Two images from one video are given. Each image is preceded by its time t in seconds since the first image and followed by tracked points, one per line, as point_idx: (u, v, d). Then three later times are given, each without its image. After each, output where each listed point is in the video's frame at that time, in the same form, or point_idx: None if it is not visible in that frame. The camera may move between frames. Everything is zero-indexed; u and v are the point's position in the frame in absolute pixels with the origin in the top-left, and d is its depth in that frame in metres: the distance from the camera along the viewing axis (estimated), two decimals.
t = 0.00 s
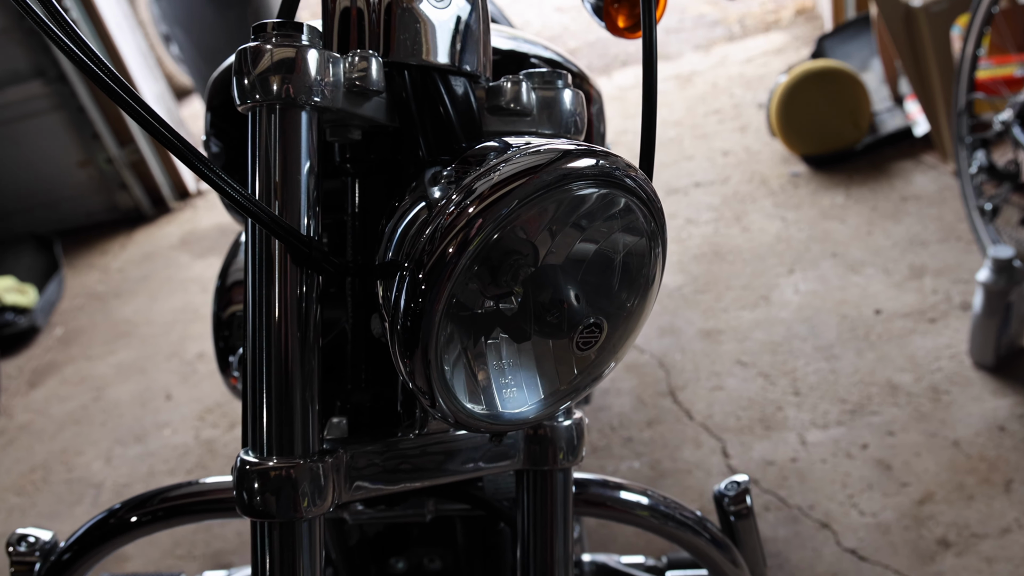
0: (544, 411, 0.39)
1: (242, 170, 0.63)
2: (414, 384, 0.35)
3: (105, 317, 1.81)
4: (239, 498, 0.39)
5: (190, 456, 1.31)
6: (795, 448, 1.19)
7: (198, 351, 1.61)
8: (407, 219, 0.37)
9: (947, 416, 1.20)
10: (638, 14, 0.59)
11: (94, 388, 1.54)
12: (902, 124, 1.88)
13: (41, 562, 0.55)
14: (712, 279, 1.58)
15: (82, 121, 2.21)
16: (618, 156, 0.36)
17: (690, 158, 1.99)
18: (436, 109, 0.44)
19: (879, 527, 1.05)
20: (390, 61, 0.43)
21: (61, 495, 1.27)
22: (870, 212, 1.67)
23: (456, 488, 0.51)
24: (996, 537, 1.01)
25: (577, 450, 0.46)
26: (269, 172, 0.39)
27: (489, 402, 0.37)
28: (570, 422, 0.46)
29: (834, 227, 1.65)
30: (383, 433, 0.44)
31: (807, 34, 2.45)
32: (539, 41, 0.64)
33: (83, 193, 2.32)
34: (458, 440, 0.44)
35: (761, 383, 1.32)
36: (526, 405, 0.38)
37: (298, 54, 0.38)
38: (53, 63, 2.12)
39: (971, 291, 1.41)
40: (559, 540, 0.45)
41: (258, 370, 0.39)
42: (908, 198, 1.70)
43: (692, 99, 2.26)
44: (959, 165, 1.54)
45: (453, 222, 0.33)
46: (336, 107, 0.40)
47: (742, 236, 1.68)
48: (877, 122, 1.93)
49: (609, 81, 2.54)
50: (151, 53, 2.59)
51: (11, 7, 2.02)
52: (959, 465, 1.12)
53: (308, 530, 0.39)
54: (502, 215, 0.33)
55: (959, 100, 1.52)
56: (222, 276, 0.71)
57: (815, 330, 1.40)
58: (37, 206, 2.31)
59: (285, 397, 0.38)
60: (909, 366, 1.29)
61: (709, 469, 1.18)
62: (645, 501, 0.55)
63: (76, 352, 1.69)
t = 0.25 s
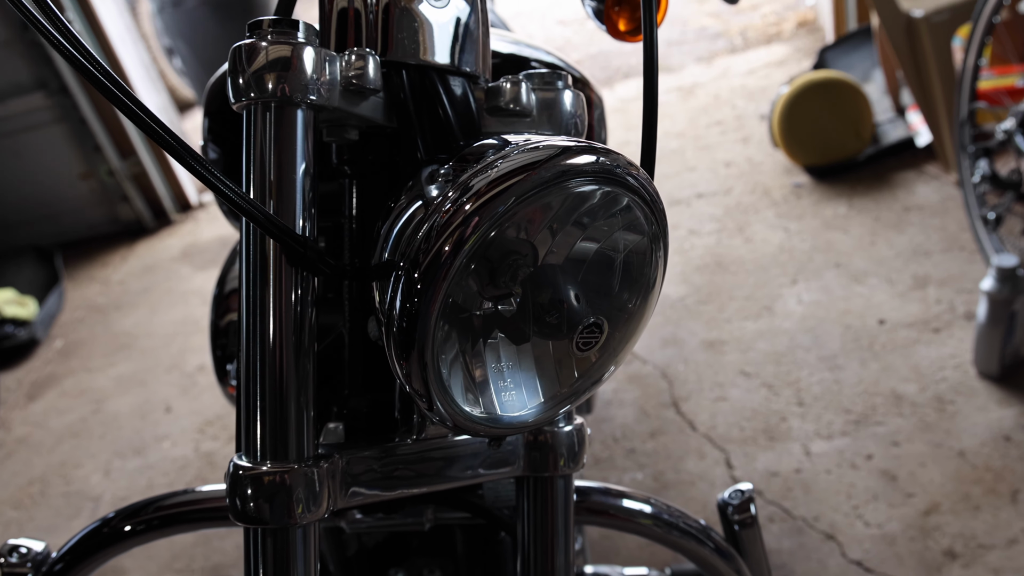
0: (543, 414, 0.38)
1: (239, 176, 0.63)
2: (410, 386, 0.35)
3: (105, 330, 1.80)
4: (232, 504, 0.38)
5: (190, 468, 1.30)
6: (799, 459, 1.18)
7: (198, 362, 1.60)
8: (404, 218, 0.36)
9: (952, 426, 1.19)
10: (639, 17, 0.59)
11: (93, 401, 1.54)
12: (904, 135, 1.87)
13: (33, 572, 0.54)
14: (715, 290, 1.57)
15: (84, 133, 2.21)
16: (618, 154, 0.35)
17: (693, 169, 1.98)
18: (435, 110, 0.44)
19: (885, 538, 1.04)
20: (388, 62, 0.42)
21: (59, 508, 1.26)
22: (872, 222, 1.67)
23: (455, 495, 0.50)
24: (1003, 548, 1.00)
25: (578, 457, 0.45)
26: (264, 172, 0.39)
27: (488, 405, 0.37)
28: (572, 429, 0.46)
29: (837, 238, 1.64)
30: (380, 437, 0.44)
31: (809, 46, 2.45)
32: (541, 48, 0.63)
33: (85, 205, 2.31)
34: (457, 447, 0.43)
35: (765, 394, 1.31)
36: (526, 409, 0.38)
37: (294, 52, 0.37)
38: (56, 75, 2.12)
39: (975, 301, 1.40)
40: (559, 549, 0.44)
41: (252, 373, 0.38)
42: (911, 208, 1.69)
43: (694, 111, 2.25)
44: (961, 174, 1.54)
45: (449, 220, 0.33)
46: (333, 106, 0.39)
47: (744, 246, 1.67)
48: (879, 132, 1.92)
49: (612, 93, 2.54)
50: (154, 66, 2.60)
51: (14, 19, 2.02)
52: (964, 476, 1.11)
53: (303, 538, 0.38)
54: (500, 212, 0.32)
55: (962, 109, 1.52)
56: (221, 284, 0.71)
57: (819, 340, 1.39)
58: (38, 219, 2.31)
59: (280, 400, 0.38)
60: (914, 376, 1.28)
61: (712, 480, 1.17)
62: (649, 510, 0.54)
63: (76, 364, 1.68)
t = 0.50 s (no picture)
0: (542, 417, 0.38)
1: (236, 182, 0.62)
2: (406, 388, 0.34)
3: (105, 344, 1.80)
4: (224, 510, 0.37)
5: (188, 483, 1.29)
6: (803, 471, 1.17)
7: (198, 376, 1.59)
8: (400, 216, 0.36)
9: (958, 438, 1.18)
10: (640, 21, 0.58)
11: (92, 415, 1.53)
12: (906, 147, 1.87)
13: None
14: (717, 303, 1.56)
15: (86, 147, 2.21)
16: (618, 150, 0.35)
17: (694, 182, 1.98)
18: (433, 110, 0.43)
19: (890, 552, 1.03)
20: (385, 60, 0.42)
21: (56, 523, 1.25)
22: (875, 234, 1.66)
23: (452, 503, 0.50)
24: (1010, 560, 0.99)
25: (578, 463, 0.44)
26: (259, 172, 0.38)
27: (486, 408, 0.36)
28: (572, 434, 0.45)
29: (840, 250, 1.63)
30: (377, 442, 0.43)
31: (811, 59, 2.46)
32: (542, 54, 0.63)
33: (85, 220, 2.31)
34: (456, 454, 0.42)
35: (768, 407, 1.30)
36: (526, 412, 0.37)
37: (290, 49, 0.37)
38: (57, 89, 2.13)
39: (979, 312, 1.39)
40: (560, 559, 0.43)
41: (246, 375, 0.37)
42: (914, 220, 1.68)
43: (695, 124, 2.25)
44: (964, 184, 1.53)
45: (445, 216, 0.32)
46: (328, 104, 0.39)
47: (747, 259, 1.67)
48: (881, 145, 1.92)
49: (613, 107, 2.53)
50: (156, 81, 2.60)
51: (16, 33, 2.03)
52: (970, 488, 1.09)
53: (296, 543, 0.37)
54: (496, 207, 0.32)
55: (964, 120, 1.52)
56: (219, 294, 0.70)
57: (822, 352, 1.38)
58: (39, 233, 2.31)
59: (274, 403, 0.37)
60: (918, 388, 1.27)
61: (715, 493, 1.16)
62: (651, 519, 0.54)
63: (75, 379, 1.67)
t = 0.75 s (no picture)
0: (542, 417, 0.37)
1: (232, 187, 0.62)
2: (404, 387, 0.33)
3: (104, 355, 1.79)
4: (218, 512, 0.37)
5: (187, 493, 1.28)
6: (806, 481, 1.17)
7: (197, 387, 1.58)
8: (398, 212, 0.35)
9: (961, 447, 1.17)
10: (641, 22, 0.58)
11: (91, 426, 1.52)
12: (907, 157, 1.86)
13: None
14: (718, 312, 1.56)
15: (86, 158, 2.21)
16: (618, 144, 0.35)
17: (695, 193, 1.98)
18: (431, 108, 0.43)
19: (895, 561, 1.02)
20: (382, 58, 0.41)
21: (53, 535, 1.24)
22: (876, 244, 1.65)
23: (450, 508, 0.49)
24: (1015, 570, 0.98)
25: (579, 467, 0.44)
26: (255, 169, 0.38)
27: (485, 408, 0.35)
28: (573, 436, 0.44)
29: (841, 259, 1.63)
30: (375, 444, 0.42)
31: (811, 70, 2.46)
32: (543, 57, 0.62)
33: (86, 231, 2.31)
34: (454, 458, 0.42)
35: (770, 416, 1.29)
36: (526, 411, 0.37)
37: (287, 44, 0.36)
38: (58, 100, 2.13)
39: (981, 321, 1.39)
40: (561, 566, 0.43)
41: (239, 376, 0.37)
42: (915, 229, 1.68)
43: (696, 135, 2.25)
44: (965, 193, 1.52)
45: (441, 211, 0.32)
46: (325, 100, 0.39)
47: (747, 268, 1.66)
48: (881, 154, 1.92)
49: (613, 118, 2.53)
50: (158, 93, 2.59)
51: (17, 44, 2.03)
52: (974, 497, 1.09)
53: (291, 546, 0.37)
54: (494, 201, 0.32)
55: (965, 129, 1.51)
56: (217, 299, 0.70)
57: (824, 361, 1.38)
58: (39, 244, 2.30)
59: (269, 404, 0.37)
60: (921, 397, 1.27)
61: (717, 503, 1.15)
62: (653, 525, 0.53)
63: (74, 389, 1.67)
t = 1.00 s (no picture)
0: (543, 416, 0.36)
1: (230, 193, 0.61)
2: (402, 384, 0.33)
3: (102, 366, 1.78)
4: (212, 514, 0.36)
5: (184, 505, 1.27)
6: (809, 491, 1.16)
7: (195, 399, 1.57)
8: (396, 208, 0.35)
9: (965, 456, 1.16)
10: (641, 23, 0.57)
11: (88, 437, 1.52)
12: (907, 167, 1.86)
13: None
14: (719, 322, 1.55)
15: (86, 170, 2.20)
16: (620, 137, 0.34)
17: (696, 203, 1.97)
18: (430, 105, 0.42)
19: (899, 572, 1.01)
20: (381, 54, 0.41)
21: (49, 546, 1.23)
22: (877, 253, 1.65)
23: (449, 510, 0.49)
24: None
25: (580, 471, 0.43)
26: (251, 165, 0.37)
27: (485, 407, 0.35)
28: (574, 439, 0.44)
29: (842, 269, 1.62)
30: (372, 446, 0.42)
31: (811, 82, 2.46)
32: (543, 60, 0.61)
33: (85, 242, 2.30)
34: (453, 460, 0.41)
35: (772, 426, 1.28)
36: (527, 410, 0.36)
37: (284, 38, 0.36)
38: (58, 112, 2.12)
39: (983, 330, 1.38)
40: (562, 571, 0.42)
41: (235, 375, 0.36)
42: (916, 239, 1.67)
43: (696, 146, 2.25)
44: (966, 203, 1.52)
45: (439, 204, 0.31)
46: (322, 97, 0.38)
47: (748, 278, 1.66)
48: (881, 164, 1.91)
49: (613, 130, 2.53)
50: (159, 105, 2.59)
51: (18, 56, 2.03)
52: (979, 507, 1.08)
53: (287, 548, 0.36)
54: (492, 193, 0.31)
55: (966, 138, 1.51)
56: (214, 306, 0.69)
57: (826, 371, 1.37)
58: (38, 256, 2.30)
59: (265, 403, 0.36)
60: (924, 406, 1.26)
61: (719, 513, 1.14)
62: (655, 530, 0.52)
63: (72, 401, 1.66)
